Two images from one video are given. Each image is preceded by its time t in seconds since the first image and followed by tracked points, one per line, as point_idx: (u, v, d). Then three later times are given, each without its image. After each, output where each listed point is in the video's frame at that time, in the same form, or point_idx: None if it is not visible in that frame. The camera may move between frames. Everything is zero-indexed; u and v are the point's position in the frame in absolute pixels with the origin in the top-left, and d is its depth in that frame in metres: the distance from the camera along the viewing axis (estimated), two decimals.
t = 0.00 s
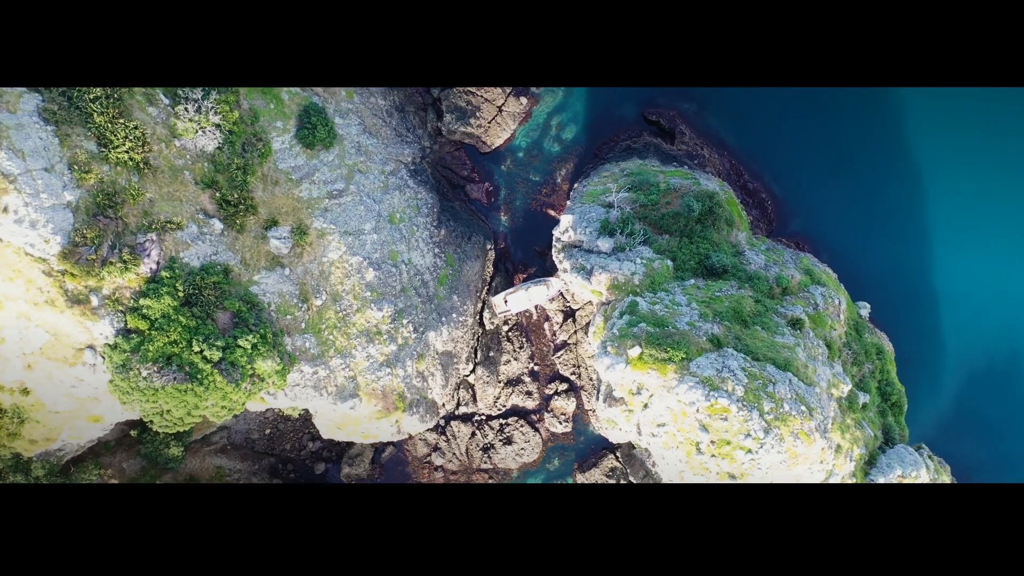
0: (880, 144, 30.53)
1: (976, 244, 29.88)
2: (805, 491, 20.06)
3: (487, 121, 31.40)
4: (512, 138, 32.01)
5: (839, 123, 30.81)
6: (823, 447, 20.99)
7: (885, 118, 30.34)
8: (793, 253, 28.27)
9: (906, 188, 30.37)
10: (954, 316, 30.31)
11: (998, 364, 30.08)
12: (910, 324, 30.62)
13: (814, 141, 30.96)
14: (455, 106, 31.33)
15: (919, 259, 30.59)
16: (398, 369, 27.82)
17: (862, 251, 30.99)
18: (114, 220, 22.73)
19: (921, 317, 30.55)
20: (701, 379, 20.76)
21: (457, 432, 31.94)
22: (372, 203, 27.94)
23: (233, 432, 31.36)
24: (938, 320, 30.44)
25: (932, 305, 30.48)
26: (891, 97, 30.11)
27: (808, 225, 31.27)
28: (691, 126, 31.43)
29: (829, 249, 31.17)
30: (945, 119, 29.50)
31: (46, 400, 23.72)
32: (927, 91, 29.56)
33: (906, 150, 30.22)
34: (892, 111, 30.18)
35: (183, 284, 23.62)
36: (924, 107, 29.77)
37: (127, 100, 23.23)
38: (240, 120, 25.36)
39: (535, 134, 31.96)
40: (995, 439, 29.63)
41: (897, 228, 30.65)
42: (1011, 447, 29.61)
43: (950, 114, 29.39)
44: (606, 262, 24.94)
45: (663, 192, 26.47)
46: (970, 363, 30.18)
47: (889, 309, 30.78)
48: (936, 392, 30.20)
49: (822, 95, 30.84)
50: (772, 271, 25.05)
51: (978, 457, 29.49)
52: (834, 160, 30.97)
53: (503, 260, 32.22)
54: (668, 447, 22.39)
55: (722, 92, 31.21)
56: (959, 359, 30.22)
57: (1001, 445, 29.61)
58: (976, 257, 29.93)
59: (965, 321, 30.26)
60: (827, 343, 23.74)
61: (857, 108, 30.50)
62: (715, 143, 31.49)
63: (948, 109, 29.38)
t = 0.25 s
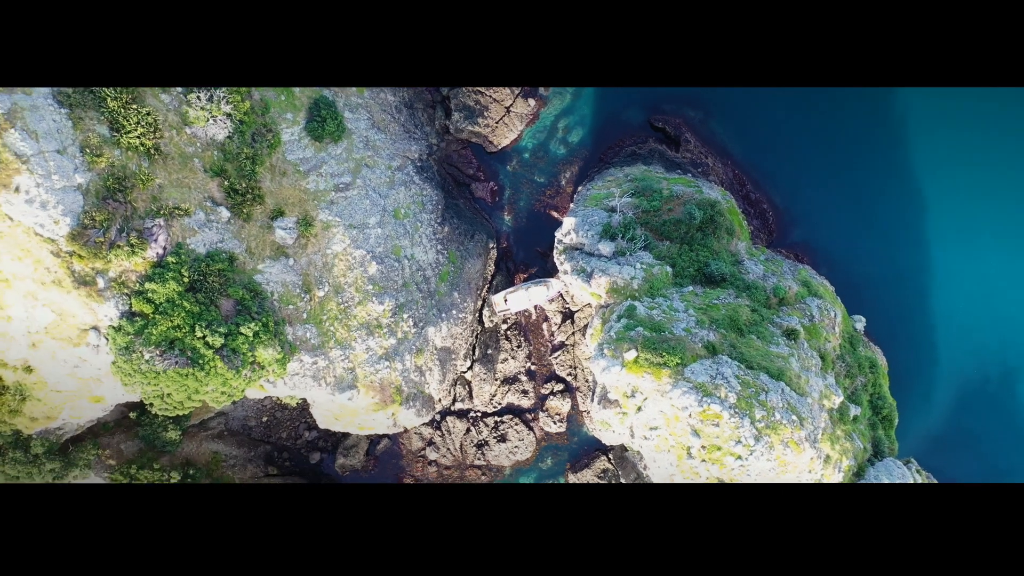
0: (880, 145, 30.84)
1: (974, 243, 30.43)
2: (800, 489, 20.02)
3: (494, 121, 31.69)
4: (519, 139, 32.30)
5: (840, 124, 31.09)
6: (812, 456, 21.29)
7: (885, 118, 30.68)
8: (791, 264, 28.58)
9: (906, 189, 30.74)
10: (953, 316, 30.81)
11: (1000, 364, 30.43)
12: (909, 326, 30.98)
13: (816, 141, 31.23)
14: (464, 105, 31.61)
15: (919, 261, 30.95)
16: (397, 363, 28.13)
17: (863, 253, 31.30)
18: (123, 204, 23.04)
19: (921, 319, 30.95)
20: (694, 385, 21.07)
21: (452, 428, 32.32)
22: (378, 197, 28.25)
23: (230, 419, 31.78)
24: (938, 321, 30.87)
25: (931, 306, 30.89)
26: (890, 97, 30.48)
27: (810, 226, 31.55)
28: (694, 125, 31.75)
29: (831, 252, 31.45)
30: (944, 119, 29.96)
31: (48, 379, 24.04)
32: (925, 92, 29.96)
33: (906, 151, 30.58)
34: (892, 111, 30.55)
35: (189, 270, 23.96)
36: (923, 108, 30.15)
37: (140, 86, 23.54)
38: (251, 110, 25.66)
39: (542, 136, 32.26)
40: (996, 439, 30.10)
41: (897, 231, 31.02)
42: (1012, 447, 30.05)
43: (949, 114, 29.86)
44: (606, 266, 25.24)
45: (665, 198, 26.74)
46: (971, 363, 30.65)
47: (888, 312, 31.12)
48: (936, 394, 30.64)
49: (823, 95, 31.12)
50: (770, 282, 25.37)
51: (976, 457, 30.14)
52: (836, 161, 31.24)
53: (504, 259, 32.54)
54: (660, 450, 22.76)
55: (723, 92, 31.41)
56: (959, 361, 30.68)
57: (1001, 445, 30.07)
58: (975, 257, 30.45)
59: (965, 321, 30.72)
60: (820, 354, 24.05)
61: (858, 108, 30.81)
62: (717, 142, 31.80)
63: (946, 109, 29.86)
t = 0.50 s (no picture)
0: (881, 146, 31.05)
1: (974, 244, 30.72)
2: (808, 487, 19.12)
3: (502, 121, 31.97)
4: (525, 140, 32.59)
5: (841, 124, 31.30)
6: (801, 465, 21.57)
7: (885, 119, 30.91)
8: (790, 275, 28.90)
9: (907, 191, 30.98)
10: (954, 316, 31.10)
11: (1003, 363, 30.66)
12: (910, 329, 31.30)
13: (818, 144, 31.45)
14: (472, 104, 31.89)
15: (921, 263, 31.19)
16: (395, 356, 28.43)
17: (864, 256, 31.58)
18: (133, 188, 23.39)
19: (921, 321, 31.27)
20: (688, 390, 21.41)
21: (447, 423, 32.75)
22: (384, 192, 28.53)
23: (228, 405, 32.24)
24: (940, 321, 31.18)
25: (932, 308, 31.19)
26: (890, 97, 30.71)
27: (812, 228, 31.82)
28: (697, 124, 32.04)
29: (833, 254, 31.74)
30: (944, 118, 30.19)
31: (52, 358, 24.37)
32: (924, 92, 30.21)
33: (907, 151, 30.79)
34: (893, 114, 30.81)
35: (194, 257, 24.30)
36: (923, 108, 30.37)
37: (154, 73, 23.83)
38: (262, 101, 25.97)
39: (548, 138, 32.55)
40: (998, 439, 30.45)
41: (898, 233, 31.27)
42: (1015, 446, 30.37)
43: (948, 113, 30.14)
44: (606, 269, 25.59)
45: (667, 205, 27.01)
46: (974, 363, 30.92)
47: (888, 315, 31.41)
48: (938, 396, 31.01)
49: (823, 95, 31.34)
50: (767, 291, 25.70)
51: (977, 457, 30.63)
52: (837, 162, 31.46)
53: (506, 258, 32.85)
54: (651, 453, 23.15)
55: (724, 92, 31.69)
56: (961, 362, 30.98)
57: (1003, 446, 30.39)
58: (977, 256, 30.72)
59: (967, 321, 31.00)
60: (814, 365, 24.36)
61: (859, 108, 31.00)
62: (720, 141, 32.07)
63: (945, 108, 30.14)
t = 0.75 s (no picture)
0: (882, 146, 31.39)
1: (973, 246, 31.13)
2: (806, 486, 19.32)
3: (509, 122, 32.28)
4: (532, 141, 32.87)
5: (842, 124, 31.60)
6: (791, 472, 21.89)
7: (885, 118, 31.27)
8: (788, 285, 29.25)
9: (907, 192, 31.31)
10: (956, 316, 31.44)
11: (1004, 361, 31.02)
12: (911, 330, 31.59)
13: (820, 150, 31.75)
14: (480, 103, 32.20)
15: (923, 264, 31.49)
16: (395, 350, 28.76)
17: (867, 257, 31.83)
18: (143, 174, 23.72)
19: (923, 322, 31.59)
20: (681, 395, 21.76)
21: (443, 418, 33.19)
22: (390, 187, 28.82)
23: (227, 391, 32.63)
24: (941, 321, 31.51)
25: (933, 307, 31.52)
26: (888, 97, 31.14)
27: (814, 228, 32.05)
28: (700, 123, 32.30)
29: (835, 255, 32.00)
30: (942, 117, 30.73)
31: (56, 338, 24.66)
32: (922, 92, 30.73)
33: (906, 151, 31.18)
34: (893, 118, 31.18)
35: (200, 244, 24.61)
36: (920, 108, 30.86)
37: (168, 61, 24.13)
38: (272, 93, 26.28)
39: (554, 140, 32.84)
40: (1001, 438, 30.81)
41: (900, 234, 31.54)
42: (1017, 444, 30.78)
43: (944, 112, 30.71)
44: (606, 272, 25.92)
45: (669, 211, 27.30)
46: (977, 363, 31.21)
47: (889, 316, 31.70)
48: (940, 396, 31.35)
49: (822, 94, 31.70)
50: (764, 300, 26.02)
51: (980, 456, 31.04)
52: (838, 162, 31.73)
53: (508, 258, 33.17)
54: (643, 455, 23.50)
55: (724, 93, 31.97)
56: (964, 362, 31.30)
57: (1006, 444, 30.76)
58: (977, 255, 31.12)
59: (969, 321, 31.33)
60: (808, 375, 24.69)
61: (859, 108, 31.34)
62: (723, 139, 32.33)
63: (943, 106, 30.71)
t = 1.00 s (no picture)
0: (881, 146, 31.67)
1: (972, 247, 31.47)
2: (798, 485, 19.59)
3: (516, 123, 32.54)
4: (538, 142, 33.16)
5: (841, 124, 31.88)
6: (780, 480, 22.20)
7: (884, 118, 31.56)
8: (786, 296, 29.59)
9: (906, 193, 31.62)
10: (956, 316, 31.78)
11: (1003, 362, 31.40)
12: (910, 332, 31.95)
13: (821, 155, 32.06)
14: (488, 103, 32.46)
15: (921, 266, 31.82)
16: (394, 344, 29.09)
17: (866, 260, 32.16)
18: (152, 160, 24.02)
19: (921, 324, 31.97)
20: (675, 399, 22.10)
21: (439, 413, 33.56)
22: (395, 182, 29.11)
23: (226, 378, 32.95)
24: (940, 323, 31.85)
25: (931, 309, 31.88)
26: (888, 96, 31.40)
27: (814, 229, 32.35)
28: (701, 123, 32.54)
29: (835, 257, 32.33)
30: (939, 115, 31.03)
31: (60, 319, 24.97)
32: (921, 93, 31.01)
33: (907, 153, 31.47)
34: (893, 122, 31.48)
35: (206, 232, 24.91)
36: (921, 110, 31.13)
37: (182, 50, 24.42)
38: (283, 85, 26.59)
39: (560, 142, 33.14)
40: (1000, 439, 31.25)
41: (899, 236, 31.87)
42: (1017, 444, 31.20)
43: (943, 111, 30.99)
44: (606, 276, 26.22)
45: (671, 218, 27.61)
46: (976, 364, 31.51)
47: (887, 319, 32.06)
48: (940, 398, 31.71)
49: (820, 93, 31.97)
50: (761, 309, 26.35)
51: (981, 458, 31.33)
52: (838, 162, 32.03)
53: (510, 257, 33.48)
54: (635, 457, 23.84)
55: (724, 93, 32.23)
56: (960, 370, 31.63)
57: (1005, 445, 31.16)
58: (975, 255, 31.46)
59: (968, 324, 31.64)
60: (801, 385, 25.02)
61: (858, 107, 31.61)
62: (724, 139, 32.57)
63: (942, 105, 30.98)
